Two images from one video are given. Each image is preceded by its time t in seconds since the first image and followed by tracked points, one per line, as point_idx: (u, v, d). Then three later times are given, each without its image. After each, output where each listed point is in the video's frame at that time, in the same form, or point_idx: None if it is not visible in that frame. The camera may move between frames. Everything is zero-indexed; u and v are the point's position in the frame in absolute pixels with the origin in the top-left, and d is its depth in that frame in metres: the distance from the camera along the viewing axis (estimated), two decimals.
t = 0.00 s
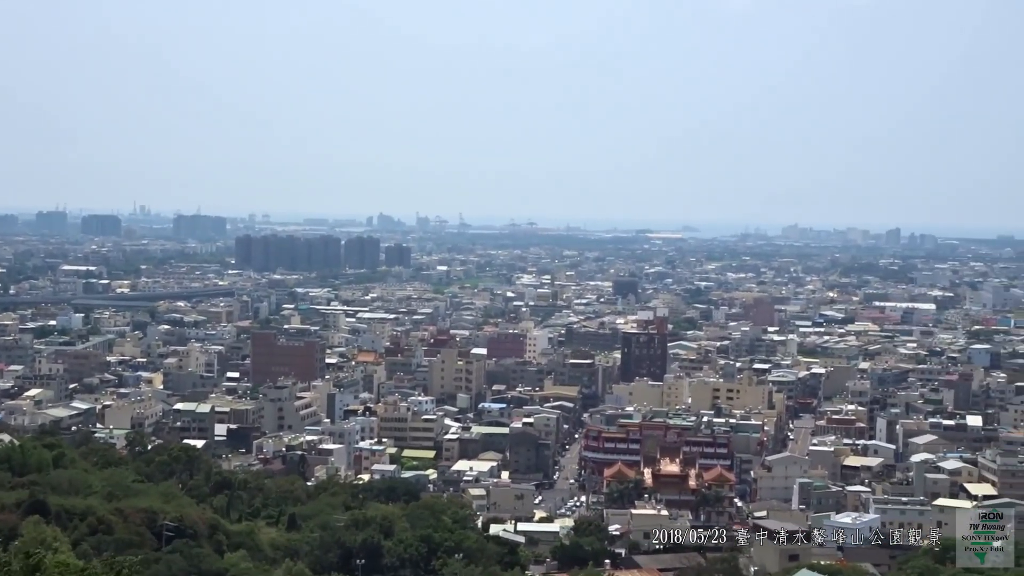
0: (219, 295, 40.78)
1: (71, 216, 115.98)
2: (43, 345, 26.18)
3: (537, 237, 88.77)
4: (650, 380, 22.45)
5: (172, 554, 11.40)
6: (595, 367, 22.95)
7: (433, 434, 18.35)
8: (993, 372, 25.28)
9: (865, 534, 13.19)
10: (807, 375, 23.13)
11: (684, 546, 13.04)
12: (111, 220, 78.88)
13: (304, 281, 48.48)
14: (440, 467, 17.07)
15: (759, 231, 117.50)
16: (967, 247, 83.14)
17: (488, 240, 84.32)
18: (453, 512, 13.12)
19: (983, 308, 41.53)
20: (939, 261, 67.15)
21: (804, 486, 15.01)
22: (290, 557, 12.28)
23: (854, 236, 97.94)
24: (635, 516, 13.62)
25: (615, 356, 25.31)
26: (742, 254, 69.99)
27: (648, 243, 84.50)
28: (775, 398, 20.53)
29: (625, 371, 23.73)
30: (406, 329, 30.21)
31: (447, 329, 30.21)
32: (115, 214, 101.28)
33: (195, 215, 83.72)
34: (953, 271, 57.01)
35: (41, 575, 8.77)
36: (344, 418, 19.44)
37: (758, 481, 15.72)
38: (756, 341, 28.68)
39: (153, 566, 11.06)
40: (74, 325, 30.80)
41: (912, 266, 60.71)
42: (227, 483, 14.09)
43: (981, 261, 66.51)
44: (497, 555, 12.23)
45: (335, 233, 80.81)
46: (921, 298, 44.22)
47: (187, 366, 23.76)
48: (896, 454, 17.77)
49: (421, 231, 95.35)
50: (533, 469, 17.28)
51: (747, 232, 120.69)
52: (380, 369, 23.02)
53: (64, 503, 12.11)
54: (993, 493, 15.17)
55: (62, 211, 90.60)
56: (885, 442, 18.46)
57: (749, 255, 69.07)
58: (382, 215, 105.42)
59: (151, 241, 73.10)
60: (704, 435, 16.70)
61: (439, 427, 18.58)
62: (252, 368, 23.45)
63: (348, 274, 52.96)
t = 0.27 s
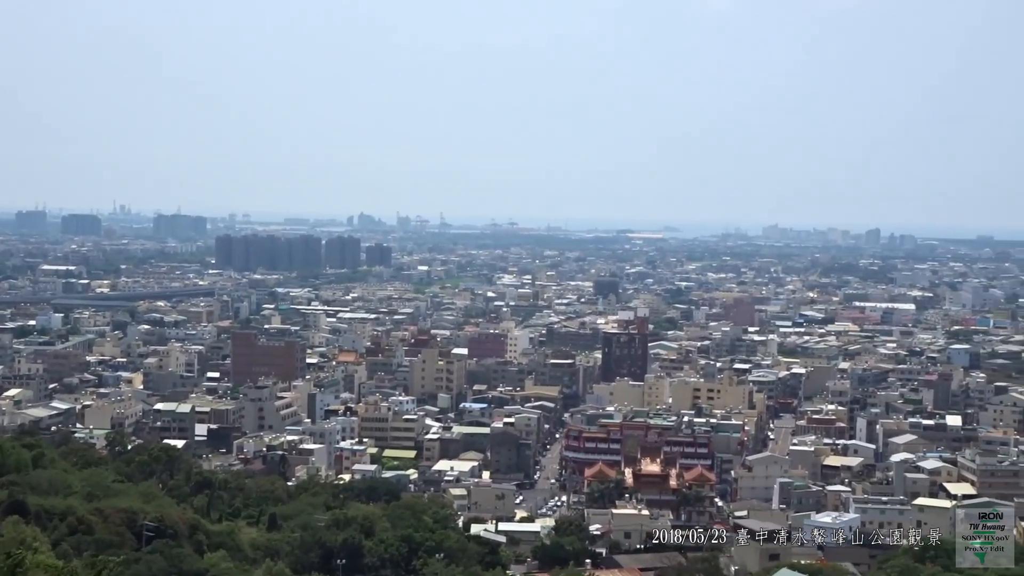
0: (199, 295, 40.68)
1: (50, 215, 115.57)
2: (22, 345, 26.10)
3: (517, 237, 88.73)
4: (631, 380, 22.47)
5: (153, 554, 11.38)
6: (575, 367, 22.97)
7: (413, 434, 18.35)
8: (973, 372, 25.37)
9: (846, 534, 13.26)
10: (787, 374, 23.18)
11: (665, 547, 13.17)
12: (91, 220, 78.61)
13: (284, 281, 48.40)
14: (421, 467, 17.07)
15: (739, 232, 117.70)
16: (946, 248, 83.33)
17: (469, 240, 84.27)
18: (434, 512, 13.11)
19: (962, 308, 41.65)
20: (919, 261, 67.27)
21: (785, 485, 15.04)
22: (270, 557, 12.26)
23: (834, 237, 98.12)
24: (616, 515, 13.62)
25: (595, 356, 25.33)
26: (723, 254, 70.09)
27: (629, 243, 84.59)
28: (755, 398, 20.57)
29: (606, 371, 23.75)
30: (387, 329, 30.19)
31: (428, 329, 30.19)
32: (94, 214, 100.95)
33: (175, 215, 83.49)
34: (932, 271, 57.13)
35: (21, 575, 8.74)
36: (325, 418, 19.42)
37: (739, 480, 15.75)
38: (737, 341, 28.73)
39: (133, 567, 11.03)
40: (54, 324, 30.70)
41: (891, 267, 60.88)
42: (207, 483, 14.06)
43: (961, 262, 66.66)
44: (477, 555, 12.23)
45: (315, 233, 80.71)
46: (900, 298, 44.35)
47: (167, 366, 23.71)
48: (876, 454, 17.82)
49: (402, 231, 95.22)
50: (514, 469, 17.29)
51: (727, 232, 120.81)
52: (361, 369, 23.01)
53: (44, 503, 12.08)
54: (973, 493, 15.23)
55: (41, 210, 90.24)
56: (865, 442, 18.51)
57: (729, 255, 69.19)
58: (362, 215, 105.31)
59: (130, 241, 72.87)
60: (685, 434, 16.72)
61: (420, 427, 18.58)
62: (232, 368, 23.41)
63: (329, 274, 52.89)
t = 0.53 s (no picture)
0: (182, 295, 40.62)
1: (33, 215, 115.29)
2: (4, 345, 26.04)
3: (501, 237, 88.71)
4: (614, 380, 22.49)
5: (136, 554, 11.35)
6: (559, 367, 22.98)
7: (398, 434, 18.34)
8: (955, 372, 25.43)
9: (829, 533, 13.28)
10: (770, 374, 23.22)
11: (649, 546, 13.29)
12: (74, 220, 78.41)
13: (268, 281, 48.34)
14: (405, 467, 17.06)
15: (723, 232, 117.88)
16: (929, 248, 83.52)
17: (453, 240, 84.24)
18: (418, 512, 13.11)
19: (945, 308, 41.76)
20: (902, 261, 67.38)
21: (768, 485, 15.06)
22: (253, 557, 12.24)
23: (818, 236, 98.26)
24: (600, 515, 13.62)
25: (579, 355, 25.35)
26: (706, 254, 70.16)
27: (613, 242, 84.66)
28: (739, 398, 20.61)
29: (590, 371, 23.77)
30: (371, 329, 30.17)
31: (412, 329, 30.17)
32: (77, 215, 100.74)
33: (158, 215, 83.34)
34: (915, 271, 57.24)
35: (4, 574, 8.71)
36: (309, 418, 19.40)
37: (722, 480, 15.77)
38: (720, 341, 28.77)
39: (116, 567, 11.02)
40: (36, 324, 30.62)
41: (874, 266, 61.01)
42: (191, 483, 14.04)
43: (944, 261, 66.79)
44: (461, 555, 12.23)
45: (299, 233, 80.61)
46: (883, 298, 44.45)
47: (151, 366, 23.67)
48: (859, 453, 17.86)
49: (385, 231, 95.14)
50: (498, 469, 17.29)
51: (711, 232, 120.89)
52: (345, 369, 23.00)
53: (27, 504, 12.05)
54: (956, 492, 15.27)
55: (24, 210, 90.02)
56: (848, 441, 18.55)
57: (713, 255, 69.25)
58: (346, 216, 105.24)
59: (113, 241, 72.69)
60: (669, 434, 16.74)
61: (404, 427, 18.57)
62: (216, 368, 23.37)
63: (313, 274, 52.82)
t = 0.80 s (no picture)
0: (168, 295, 40.55)
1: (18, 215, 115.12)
2: None
3: (487, 236, 88.70)
4: (600, 379, 22.52)
5: (121, 554, 11.34)
6: (545, 366, 22.98)
7: (384, 434, 18.34)
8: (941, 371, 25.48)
9: (814, 532, 13.30)
10: (757, 373, 23.25)
11: (635, 545, 13.34)
12: (58, 220, 78.24)
13: (253, 280, 48.30)
14: (392, 466, 17.05)
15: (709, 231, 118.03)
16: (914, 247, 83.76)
17: (439, 239, 84.17)
18: (404, 512, 13.10)
19: (931, 307, 41.86)
20: (888, 261, 67.47)
21: (754, 484, 15.08)
22: (239, 557, 12.22)
23: (803, 235, 98.40)
24: (586, 514, 13.61)
25: (565, 354, 25.37)
26: (692, 253, 70.23)
27: (600, 242, 84.66)
28: (725, 397, 20.63)
29: (576, 370, 23.78)
30: (357, 329, 30.16)
31: (398, 328, 30.14)
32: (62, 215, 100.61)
33: (144, 215, 83.23)
34: (900, 270, 57.33)
35: None
36: (295, 418, 19.39)
37: (709, 480, 15.78)
38: (706, 341, 28.79)
39: (102, 568, 10.99)
40: (21, 324, 30.56)
41: (860, 265, 61.15)
42: (176, 483, 14.02)
43: (929, 261, 66.90)
44: (448, 555, 12.23)
45: (284, 232, 80.54)
46: (869, 297, 44.54)
47: (136, 366, 23.63)
48: (845, 452, 17.89)
49: (371, 231, 95.04)
50: (484, 468, 17.30)
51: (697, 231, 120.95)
52: (331, 368, 22.99)
53: (12, 504, 12.02)
54: (941, 491, 15.32)
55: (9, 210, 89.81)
56: (834, 440, 18.57)
57: (700, 254, 69.33)
58: (332, 216, 105.23)
59: (99, 242, 72.49)
60: (655, 433, 16.75)
61: (390, 427, 18.57)
62: (201, 368, 23.34)
63: (298, 273, 52.75)
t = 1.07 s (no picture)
0: (156, 294, 40.51)
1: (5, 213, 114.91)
2: None
3: (475, 235, 88.75)
4: (589, 378, 22.54)
5: (109, 554, 11.32)
6: (534, 365, 22.99)
7: (372, 433, 18.33)
8: (929, 369, 25.53)
9: (802, 530, 13.31)
10: (745, 372, 23.28)
11: (624, 544, 13.34)
12: (46, 219, 78.16)
13: (242, 279, 48.30)
14: (380, 465, 17.04)
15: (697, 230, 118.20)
16: (902, 246, 83.91)
17: (427, 238, 84.22)
18: (393, 511, 13.10)
19: (919, 306, 41.96)
20: (875, 259, 67.58)
21: (742, 482, 15.09)
22: (227, 556, 12.20)
23: (792, 234, 98.57)
24: (574, 513, 13.61)
25: (554, 353, 25.39)
26: (680, 252, 70.35)
27: (589, 241, 84.79)
28: (713, 395, 20.65)
29: (564, 368, 23.80)
30: (346, 327, 30.18)
31: (386, 327, 30.12)
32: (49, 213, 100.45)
33: (132, 214, 83.17)
34: (888, 269, 57.45)
35: None
36: (283, 417, 19.38)
37: (697, 478, 15.79)
38: (694, 339, 28.82)
39: (90, 567, 10.97)
40: (9, 324, 30.52)
41: (848, 265, 61.30)
42: (165, 483, 14.01)
43: (917, 259, 67.02)
44: (436, 554, 12.22)
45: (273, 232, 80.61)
46: (857, 295, 44.63)
47: (124, 366, 23.61)
48: (833, 450, 17.91)
49: (360, 230, 95.03)
50: (473, 467, 17.30)
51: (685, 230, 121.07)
52: (320, 367, 22.98)
53: None
54: (929, 490, 15.35)
55: None
56: (822, 439, 18.59)
57: (688, 253, 69.46)
58: (320, 215, 105.23)
59: (87, 241, 72.44)
60: (644, 432, 16.75)
61: (379, 426, 18.56)
62: (190, 367, 23.33)
63: (287, 273, 52.71)
